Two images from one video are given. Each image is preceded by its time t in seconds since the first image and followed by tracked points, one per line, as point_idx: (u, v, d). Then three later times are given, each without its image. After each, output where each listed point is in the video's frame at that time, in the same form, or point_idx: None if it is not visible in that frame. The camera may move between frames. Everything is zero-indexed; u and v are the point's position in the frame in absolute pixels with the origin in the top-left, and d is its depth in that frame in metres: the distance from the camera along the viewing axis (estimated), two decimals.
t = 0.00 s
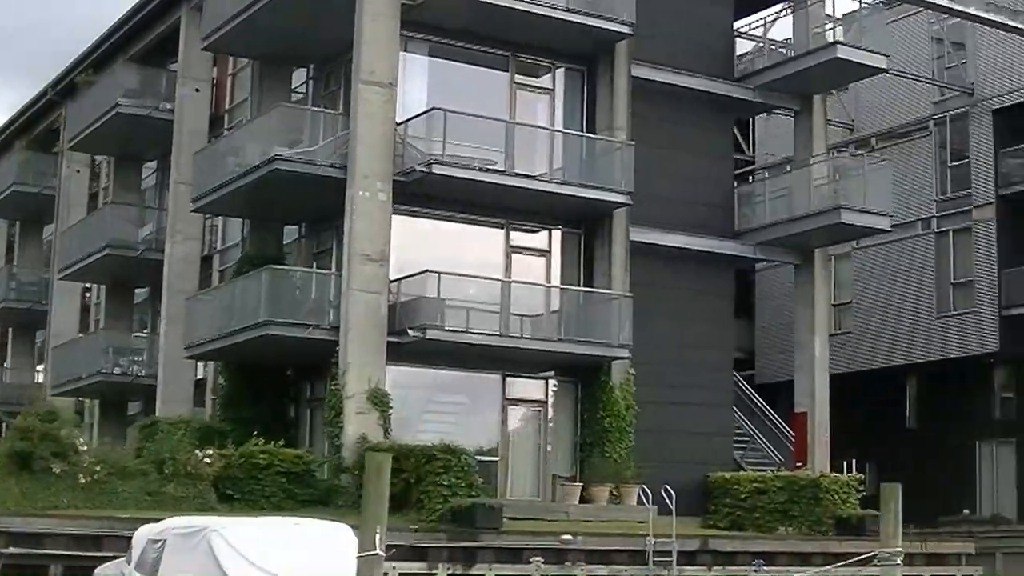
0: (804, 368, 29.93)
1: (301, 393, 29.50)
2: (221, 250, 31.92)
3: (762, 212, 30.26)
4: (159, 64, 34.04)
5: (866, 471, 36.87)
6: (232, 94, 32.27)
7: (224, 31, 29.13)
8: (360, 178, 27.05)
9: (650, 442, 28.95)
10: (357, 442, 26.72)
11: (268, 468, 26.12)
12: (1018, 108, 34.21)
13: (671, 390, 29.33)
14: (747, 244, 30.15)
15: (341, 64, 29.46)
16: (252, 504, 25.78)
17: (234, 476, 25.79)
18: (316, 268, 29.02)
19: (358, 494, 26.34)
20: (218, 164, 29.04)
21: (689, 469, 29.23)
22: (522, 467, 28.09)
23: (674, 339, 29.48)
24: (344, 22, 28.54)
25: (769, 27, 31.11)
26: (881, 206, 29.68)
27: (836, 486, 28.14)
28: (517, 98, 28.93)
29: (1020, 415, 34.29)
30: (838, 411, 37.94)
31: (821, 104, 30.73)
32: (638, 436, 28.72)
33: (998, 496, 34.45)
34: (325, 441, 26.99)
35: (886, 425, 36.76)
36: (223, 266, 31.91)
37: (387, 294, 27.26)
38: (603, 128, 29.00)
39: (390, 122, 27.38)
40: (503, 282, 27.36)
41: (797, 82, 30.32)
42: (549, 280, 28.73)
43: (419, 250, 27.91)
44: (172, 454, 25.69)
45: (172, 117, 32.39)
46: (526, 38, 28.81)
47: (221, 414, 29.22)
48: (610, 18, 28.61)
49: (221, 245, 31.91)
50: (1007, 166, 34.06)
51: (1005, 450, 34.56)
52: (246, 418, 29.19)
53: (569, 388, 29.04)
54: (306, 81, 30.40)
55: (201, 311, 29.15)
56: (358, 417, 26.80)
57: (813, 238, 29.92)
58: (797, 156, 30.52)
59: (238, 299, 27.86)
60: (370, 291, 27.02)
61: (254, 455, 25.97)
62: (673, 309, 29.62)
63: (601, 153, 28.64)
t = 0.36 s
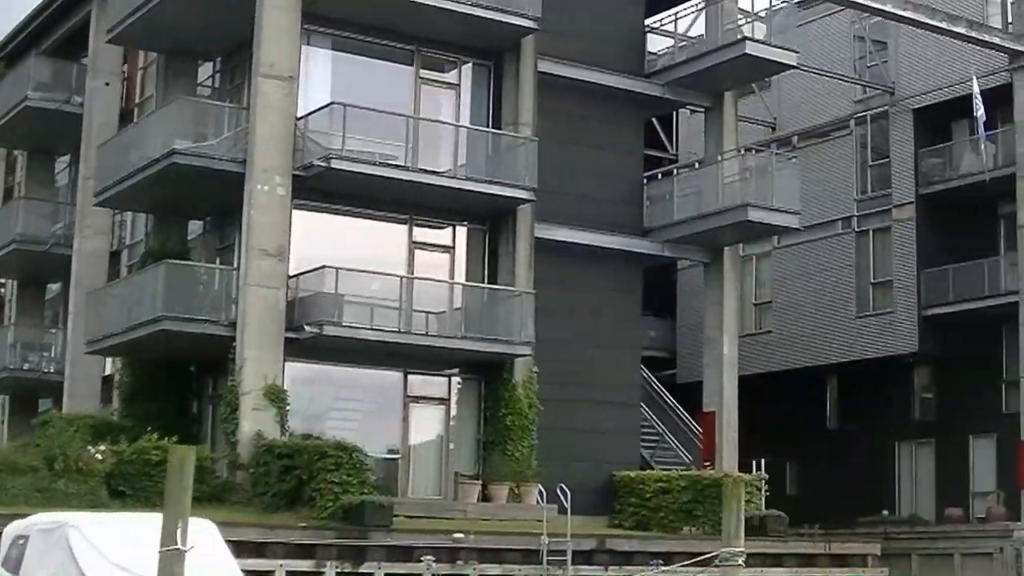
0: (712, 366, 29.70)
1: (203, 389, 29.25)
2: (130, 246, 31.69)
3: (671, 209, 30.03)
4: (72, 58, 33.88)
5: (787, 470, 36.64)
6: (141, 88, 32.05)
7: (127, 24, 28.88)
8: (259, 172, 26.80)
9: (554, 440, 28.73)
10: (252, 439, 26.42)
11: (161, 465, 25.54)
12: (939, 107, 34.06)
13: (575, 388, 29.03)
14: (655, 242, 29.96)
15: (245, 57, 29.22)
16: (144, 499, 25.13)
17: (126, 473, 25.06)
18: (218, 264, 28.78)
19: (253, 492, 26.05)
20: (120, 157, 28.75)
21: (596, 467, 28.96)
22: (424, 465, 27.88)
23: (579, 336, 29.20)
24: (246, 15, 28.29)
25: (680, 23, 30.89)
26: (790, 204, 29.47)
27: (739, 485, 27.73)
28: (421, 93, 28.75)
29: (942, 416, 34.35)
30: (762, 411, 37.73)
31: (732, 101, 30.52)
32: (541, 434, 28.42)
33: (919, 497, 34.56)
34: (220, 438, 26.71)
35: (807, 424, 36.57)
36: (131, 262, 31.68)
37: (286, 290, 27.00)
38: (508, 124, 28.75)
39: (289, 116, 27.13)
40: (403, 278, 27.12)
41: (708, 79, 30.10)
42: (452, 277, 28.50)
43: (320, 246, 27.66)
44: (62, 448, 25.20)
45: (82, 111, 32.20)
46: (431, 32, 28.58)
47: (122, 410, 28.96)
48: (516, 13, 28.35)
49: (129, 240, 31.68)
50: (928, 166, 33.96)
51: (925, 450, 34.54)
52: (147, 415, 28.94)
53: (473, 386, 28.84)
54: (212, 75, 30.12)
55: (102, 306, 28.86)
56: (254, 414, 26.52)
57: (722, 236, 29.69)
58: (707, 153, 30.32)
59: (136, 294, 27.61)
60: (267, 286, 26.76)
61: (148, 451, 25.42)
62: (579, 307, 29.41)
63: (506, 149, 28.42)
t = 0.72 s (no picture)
0: (638, 363, 29.48)
1: (123, 386, 29.02)
2: (56, 241, 31.46)
3: (596, 205, 29.83)
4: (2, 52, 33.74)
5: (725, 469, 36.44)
6: (68, 83, 31.86)
7: (47, 17, 28.66)
8: (175, 167, 26.52)
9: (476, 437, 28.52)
10: (165, 435, 26.11)
11: (72, 462, 25.17)
12: (876, 104, 33.91)
13: (498, 385, 28.79)
14: (580, 238, 29.78)
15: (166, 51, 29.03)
16: (54, 496, 24.76)
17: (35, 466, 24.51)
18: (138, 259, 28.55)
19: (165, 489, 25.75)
20: (39, 151, 28.50)
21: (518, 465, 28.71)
22: (343, 462, 27.66)
23: (502, 332, 28.96)
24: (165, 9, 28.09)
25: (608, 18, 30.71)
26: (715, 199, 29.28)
27: (661, 484, 27.69)
28: (343, 87, 28.49)
29: (879, 414, 34.15)
30: (699, 409, 37.51)
31: (659, 97, 30.34)
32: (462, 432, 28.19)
33: (856, 496, 34.40)
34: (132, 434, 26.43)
35: (745, 422, 36.38)
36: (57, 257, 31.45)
37: (201, 286, 26.71)
38: (430, 118, 28.53)
39: (205, 110, 26.87)
40: (320, 273, 26.88)
41: (634, 74, 29.92)
42: (372, 272, 28.29)
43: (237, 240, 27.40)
44: None
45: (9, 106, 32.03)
46: (352, 26, 28.38)
47: (40, 406, 28.72)
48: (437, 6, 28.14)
49: (55, 235, 31.46)
50: (866, 163, 33.84)
51: (862, 449, 34.38)
52: (65, 411, 28.71)
53: (394, 383, 28.65)
54: (136, 69, 29.92)
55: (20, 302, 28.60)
56: (168, 410, 26.20)
57: (647, 233, 29.51)
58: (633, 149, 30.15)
59: (50, 291, 27.39)
60: (182, 281, 26.48)
61: (57, 447, 25.01)
62: (503, 303, 29.20)
63: (428, 144, 28.22)
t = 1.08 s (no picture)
0: (579, 361, 29.24)
1: (58, 385, 28.71)
2: None
3: (533, 200, 29.57)
4: None
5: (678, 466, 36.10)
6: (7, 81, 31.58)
7: None
8: (104, 165, 26.25)
9: (415, 436, 28.26)
10: (94, 435, 25.73)
11: None
12: (827, 97, 33.65)
13: (435, 382, 28.52)
14: (519, 234, 29.55)
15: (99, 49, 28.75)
16: None
17: None
18: (71, 257, 28.25)
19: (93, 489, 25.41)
20: None
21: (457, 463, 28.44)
22: (277, 462, 27.42)
23: (440, 329, 28.70)
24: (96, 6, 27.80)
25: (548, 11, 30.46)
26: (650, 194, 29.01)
27: (597, 482, 27.29)
28: (277, 83, 28.28)
29: (831, 409, 33.86)
30: (650, 405, 37.17)
31: (599, 91, 30.10)
32: (397, 430, 27.90)
33: (809, 492, 34.07)
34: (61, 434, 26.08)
35: (698, 418, 36.02)
36: None
37: (131, 284, 26.39)
38: (365, 114, 28.27)
39: (135, 107, 26.58)
40: (251, 271, 26.59)
41: (573, 68, 29.65)
42: (307, 269, 28.06)
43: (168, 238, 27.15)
44: None
45: None
46: (285, 22, 28.13)
47: None
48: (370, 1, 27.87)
49: None
50: (816, 156, 33.56)
51: (815, 444, 34.05)
52: None
53: (330, 381, 28.43)
54: (71, 67, 29.63)
55: None
56: (97, 409, 25.81)
57: (586, 228, 29.27)
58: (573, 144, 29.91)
59: None
60: (111, 280, 26.15)
61: None
62: (441, 301, 28.95)
63: (363, 140, 27.96)
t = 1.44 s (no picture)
0: (525, 358, 29.00)
1: None
2: None
3: (478, 196, 29.30)
4: None
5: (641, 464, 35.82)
6: None
7: None
8: (38, 164, 25.76)
9: (358, 435, 27.96)
10: (28, 437, 25.13)
11: None
12: (782, 91, 33.33)
13: (379, 381, 28.25)
14: (464, 230, 29.30)
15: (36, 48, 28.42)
16: None
17: None
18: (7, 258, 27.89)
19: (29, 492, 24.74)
20: None
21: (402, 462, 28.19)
22: (220, 462, 27.10)
23: (384, 328, 28.42)
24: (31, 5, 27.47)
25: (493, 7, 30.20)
26: (593, 189, 28.75)
27: (538, 481, 26.98)
28: (216, 80, 28.05)
29: (789, 405, 33.59)
30: (612, 404, 36.88)
31: (544, 86, 29.83)
32: (339, 429, 27.65)
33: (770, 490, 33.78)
34: None
35: (658, 416, 35.72)
36: None
37: (66, 284, 25.90)
38: (306, 112, 27.96)
39: (71, 106, 26.17)
40: (189, 269, 26.25)
41: (516, 63, 29.38)
42: (247, 268, 27.80)
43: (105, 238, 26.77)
44: None
45: None
46: (223, 19, 27.84)
47: None
48: None
49: None
50: (772, 149, 33.29)
51: (775, 441, 33.78)
52: None
53: (273, 381, 28.12)
54: (10, 67, 29.26)
55: None
56: (32, 410, 25.21)
57: (531, 224, 29.01)
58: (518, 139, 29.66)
59: None
60: (46, 281, 25.65)
61: None
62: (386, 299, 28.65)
63: (303, 137, 27.70)
